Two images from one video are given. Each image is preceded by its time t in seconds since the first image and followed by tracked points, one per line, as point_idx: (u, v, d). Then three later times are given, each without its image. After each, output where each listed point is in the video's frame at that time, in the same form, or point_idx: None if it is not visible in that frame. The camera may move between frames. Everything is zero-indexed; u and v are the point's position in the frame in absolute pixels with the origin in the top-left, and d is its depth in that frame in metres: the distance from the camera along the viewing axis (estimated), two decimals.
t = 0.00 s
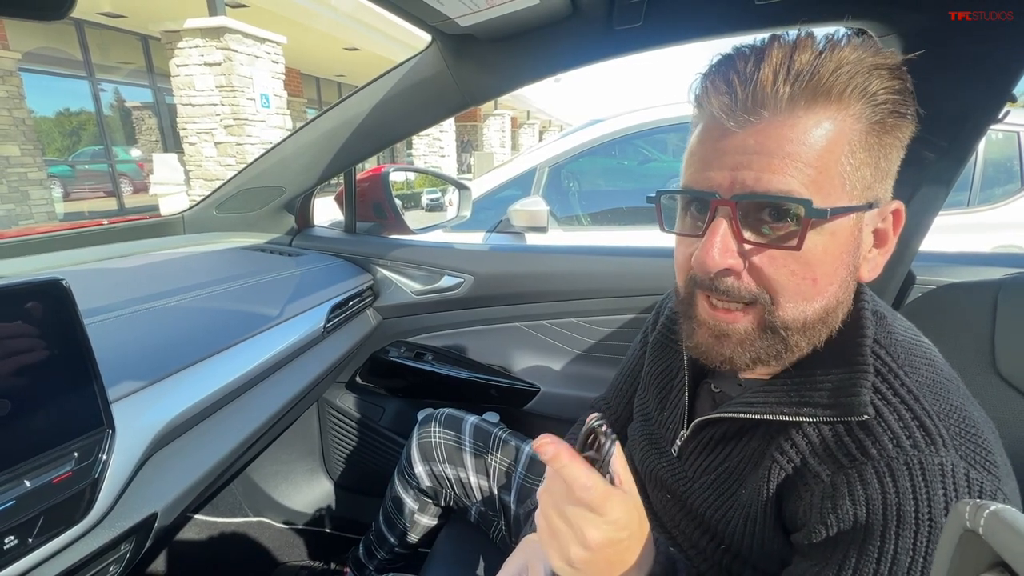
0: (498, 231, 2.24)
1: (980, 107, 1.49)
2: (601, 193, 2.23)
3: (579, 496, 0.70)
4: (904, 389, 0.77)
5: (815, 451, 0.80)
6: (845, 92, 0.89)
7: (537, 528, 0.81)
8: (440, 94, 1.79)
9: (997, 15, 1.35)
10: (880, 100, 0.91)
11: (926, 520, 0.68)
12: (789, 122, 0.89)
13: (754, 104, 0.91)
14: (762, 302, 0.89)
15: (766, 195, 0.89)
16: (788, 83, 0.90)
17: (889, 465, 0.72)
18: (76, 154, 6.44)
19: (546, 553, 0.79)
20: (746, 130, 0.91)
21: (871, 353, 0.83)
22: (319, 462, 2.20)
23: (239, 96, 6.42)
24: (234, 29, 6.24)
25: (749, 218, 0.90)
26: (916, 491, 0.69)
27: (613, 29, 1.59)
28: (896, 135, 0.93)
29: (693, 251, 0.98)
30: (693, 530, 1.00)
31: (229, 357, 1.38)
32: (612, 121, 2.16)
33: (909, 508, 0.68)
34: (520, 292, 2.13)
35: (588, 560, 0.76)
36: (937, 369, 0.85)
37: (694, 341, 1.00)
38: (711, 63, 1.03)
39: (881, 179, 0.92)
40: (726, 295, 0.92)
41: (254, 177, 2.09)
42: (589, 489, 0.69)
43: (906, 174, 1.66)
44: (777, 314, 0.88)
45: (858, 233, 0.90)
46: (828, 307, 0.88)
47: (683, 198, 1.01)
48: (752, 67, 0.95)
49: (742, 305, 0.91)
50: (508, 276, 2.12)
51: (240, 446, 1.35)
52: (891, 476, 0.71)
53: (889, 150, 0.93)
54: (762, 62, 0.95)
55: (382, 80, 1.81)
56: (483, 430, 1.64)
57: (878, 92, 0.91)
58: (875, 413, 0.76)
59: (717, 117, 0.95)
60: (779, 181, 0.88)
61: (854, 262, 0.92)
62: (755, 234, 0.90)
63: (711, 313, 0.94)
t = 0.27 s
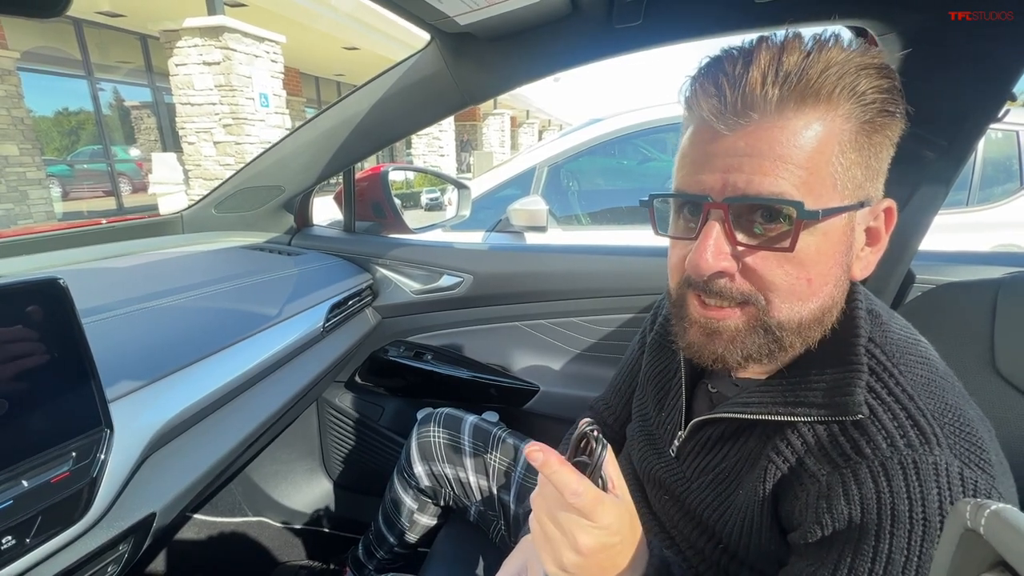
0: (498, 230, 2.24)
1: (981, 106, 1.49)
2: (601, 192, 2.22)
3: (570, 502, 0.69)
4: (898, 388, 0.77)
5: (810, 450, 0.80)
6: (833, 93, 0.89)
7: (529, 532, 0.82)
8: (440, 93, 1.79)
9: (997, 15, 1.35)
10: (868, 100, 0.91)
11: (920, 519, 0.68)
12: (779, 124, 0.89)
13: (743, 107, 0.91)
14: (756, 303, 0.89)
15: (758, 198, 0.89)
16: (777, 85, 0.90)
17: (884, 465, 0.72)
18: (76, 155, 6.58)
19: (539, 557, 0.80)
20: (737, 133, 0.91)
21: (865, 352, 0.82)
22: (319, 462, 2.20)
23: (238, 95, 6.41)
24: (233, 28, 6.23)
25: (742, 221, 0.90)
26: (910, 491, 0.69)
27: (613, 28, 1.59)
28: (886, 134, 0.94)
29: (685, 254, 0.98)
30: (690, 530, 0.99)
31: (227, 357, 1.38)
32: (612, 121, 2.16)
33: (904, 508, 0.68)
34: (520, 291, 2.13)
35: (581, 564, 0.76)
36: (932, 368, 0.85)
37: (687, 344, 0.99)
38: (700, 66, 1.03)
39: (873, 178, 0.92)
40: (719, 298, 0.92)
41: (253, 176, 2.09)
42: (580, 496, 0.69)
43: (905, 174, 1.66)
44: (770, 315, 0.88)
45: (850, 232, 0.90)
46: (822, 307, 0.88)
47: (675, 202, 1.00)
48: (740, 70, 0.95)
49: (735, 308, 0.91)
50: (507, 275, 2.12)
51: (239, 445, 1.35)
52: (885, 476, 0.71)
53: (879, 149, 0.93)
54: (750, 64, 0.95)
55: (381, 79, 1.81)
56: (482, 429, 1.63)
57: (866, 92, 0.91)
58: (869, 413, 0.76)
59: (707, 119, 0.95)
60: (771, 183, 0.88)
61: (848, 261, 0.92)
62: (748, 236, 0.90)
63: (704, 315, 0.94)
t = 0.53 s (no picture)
0: (497, 230, 2.24)
1: (981, 106, 1.49)
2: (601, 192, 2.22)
3: (570, 498, 0.70)
4: (899, 388, 0.77)
5: (811, 450, 0.80)
6: (837, 93, 0.89)
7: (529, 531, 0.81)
8: (439, 93, 1.79)
9: (997, 15, 1.35)
10: (872, 101, 0.91)
11: (921, 519, 0.67)
12: (781, 125, 0.88)
13: (745, 107, 0.91)
14: (757, 306, 0.89)
15: (758, 200, 0.88)
16: (779, 85, 0.90)
17: (885, 465, 0.72)
18: (76, 155, 6.66)
19: (539, 556, 0.80)
20: (739, 133, 0.91)
21: (867, 352, 0.82)
22: (319, 462, 2.20)
23: (237, 94, 6.41)
24: (233, 27, 6.22)
25: (742, 222, 0.90)
26: (911, 491, 0.69)
27: (612, 27, 1.59)
28: (888, 134, 0.93)
29: (686, 255, 0.98)
30: (690, 530, 0.99)
31: (226, 356, 1.37)
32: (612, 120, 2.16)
33: (905, 508, 0.68)
34: (520, 291, 2.13)
35: (581, 562, 0.76)
36: (933, 368, 0.85)
37: (689, 344, 1.00)
38: (701, 65, 1.03)
39: (874, 179, 0.92)
40: (720, 300, 0.92)
41: (253, 175, 2.08)
42: (580, 491, 0.69)
43: (905, 174, 1.66)
44: (771, 317, 0.88)
45: (851, 234, 0.90)
46: (823, 310, 0.88)
47: (675, 203, 1.00)
48: (742, 70, 0.95)
49: (736, 310, 0.91)
50: (507, 274, 2.12)
51: (238, 444, 1.35)
52: (887, 476, 0.71)
53: (881, 149, 0.93)
54: (753, 64, 0.95)
55: (380, 78, 1.81)
56: (482, 429, 1.63)
57: (869, 93, 0.91)
58: (871, 413, 0.76)
59: (708, 120, 0.95)
60: (772, 185, 0.88)
61: (848, 262, 0.92)
62: (749, 237, 0.90)
63: (705, 316, 0.94)
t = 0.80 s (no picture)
0: (497, 229, 2.23)
1: (980, 106, 1.49)
2: (601, 191, 2.21)
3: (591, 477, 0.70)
4: (899, 387, 0.77)
5: (811, 450, 0.80)
6: (830, 97, 0.89)
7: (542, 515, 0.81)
8: (439, 92, 1.79)
9: (997, 15, 1.35)
10: (865, 103, 0.91)
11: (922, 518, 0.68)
12: (777, 130, 0.88)
13: (740, 113, 0.91)
14: (759, 312, 0.89)
15: (756, 206, 0.88)
16: (773, 90, 0.90)
17: (885, 464, 0.72)
18: (76, 153, 6.69)
19: (552, 540, 0.79)
20: (734, 140, 0.91)
21: (867, 352, 0.82)
22: (319, 461, 2.20)
23: (237, 93, 6.40)
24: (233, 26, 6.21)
25: (740, 228, 0.90)
26: (912, 490, 0.69)
27: (612, 27, 1.59)
28: (883, 135, 0.93)
29: (688, 263, 0.98)
30: (690, 528, 0.99)
31: (227, 355, 1.38)
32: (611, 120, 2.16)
33: (905, 507, 0.68)
34: (520, 290, 2.13)
35: (595, 544, 0.76)
36: (933, 367, 0.85)
37: (691, 350, 0.99)
38: (693, 70, 1.03)
39: (870, 180, 0.92)
40: (723, 307, 0.92)
41: (253, 174, 2.08)
42: (602, 470, 0.70)
43: (905, 173, 1.66)
44: (773, 323, 0.88)
45: (849, 235, 0.90)
46: (825, 313, 0.88)
47: (672, 211, 1.00)
48: (735, 76, 0.95)
49: (738, 316, 0.91)
50: (507, 273, 2.12)
51: (239, 443, 1.35)
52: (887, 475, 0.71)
53: (876, 151, 0.93)
54: (746, 69, 0.95)
55: (381, 77, 1.81)
56: (482, 427, 1.63)
57: (862, 94, 0.91)
58: (871, 413, 0.76)
59: (703, 127, 0.94)
60: (770, 191, 0.88)
61: (848, 264, 0.92)
62: (748, 243, 0.90)
63: (708, 323, 0.94)
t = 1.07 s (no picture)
0: (497, 228, 2.22)
1: (981, 105, 1.49)
2: (601, 189, 2.21)
3: (570, 495, 0.69)
4: (896, 388, 0.77)
5: (808, 452, 0.80)
6: (811, 107, 0.88)
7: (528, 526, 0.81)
8: (439, 90, 1.78)
9: (997, 15, 1.35)
10: (844, 109, 0.90)
11: (919, 519, 0.67)
12: (761, 146, 0.87)
13: (723, 133, 0.89)
14: (764, 328, 0.87)
15: (755, 223, 0.86)
16: (754, 105, 0.88)
17: (882, 466, 0.71)
18: (76, 151, 6.69)
19: (539, 551, 0.79)
20: (721, 159, 0.89)
21: (862, 354, 0.82)
22: (318, 460, 2.21)
23: (237, 91, 6.39)
24: (233, 24, 6.20)
25: (738, 245, 0.88)
26: (909, 491, 0.68)
27: (613, 25, 1.59)
28: (863, 138, 0.93)
29: (682, 286, 0.95)
30: (688, 531, 0.99)
31: (227, 354, 1.38)
32: (612, 118, 2.15)
33: (903, 508, 0.68)
34: (520, 289, 2.13)
35: (581, 558, 0.75)
36: (929, 367, 0.85)
37: (694, 368, 0.97)
38: (667, 91, 1.01)
39: (856, 184, 0.92)
40: (726, 328, 0.89)
41: (253, 172, 2.08)
42: (581, 489, 0.68)
43: (906, 172, 1.66)
44: (778, 337, 0.86)
45: (843, 240, 0.90)
46: (829, 319, 0.87)
47: (661, 237, 0.97)
48: (713, 93, 0.94)
49: (740, 335, 0.88)
50: (508, 272, 2.12)
51: (239, 442, 1.35)
52: (884, 477, 0.71)
53: (858, 154, 0.93)
54: (723, 85, 0.94)
55: (380, 75, 1.81)
56: (482, 427, 1.63)
57: (839, 102, 0.90)
58: (868, 415, 0.76)
59: (688, 148, 0.92)
60: (764, 208, 0.86)
61: (845, 268, 0.91)
62: (747, 260, 0.88)
63: (712, 343, 0.91)
